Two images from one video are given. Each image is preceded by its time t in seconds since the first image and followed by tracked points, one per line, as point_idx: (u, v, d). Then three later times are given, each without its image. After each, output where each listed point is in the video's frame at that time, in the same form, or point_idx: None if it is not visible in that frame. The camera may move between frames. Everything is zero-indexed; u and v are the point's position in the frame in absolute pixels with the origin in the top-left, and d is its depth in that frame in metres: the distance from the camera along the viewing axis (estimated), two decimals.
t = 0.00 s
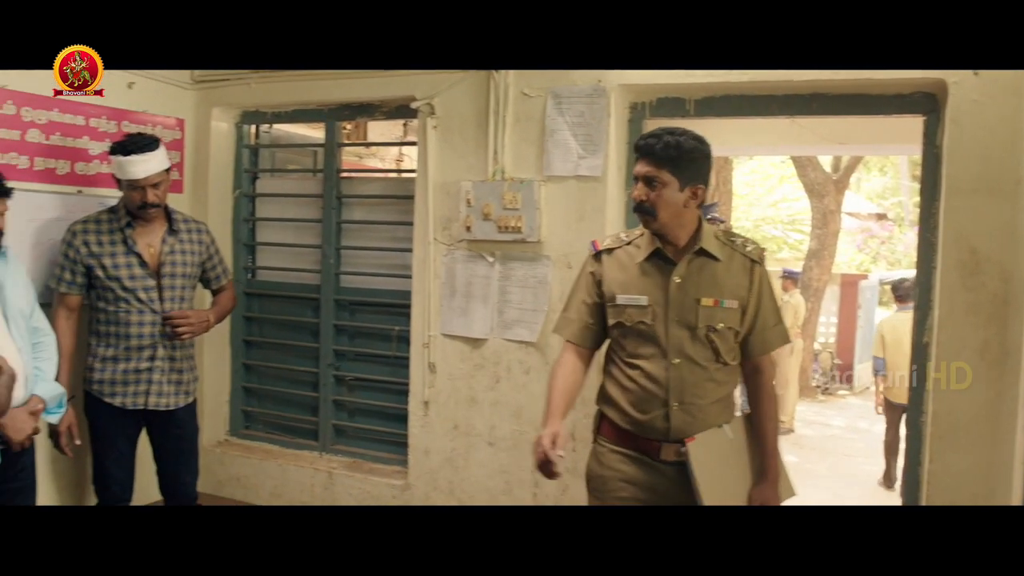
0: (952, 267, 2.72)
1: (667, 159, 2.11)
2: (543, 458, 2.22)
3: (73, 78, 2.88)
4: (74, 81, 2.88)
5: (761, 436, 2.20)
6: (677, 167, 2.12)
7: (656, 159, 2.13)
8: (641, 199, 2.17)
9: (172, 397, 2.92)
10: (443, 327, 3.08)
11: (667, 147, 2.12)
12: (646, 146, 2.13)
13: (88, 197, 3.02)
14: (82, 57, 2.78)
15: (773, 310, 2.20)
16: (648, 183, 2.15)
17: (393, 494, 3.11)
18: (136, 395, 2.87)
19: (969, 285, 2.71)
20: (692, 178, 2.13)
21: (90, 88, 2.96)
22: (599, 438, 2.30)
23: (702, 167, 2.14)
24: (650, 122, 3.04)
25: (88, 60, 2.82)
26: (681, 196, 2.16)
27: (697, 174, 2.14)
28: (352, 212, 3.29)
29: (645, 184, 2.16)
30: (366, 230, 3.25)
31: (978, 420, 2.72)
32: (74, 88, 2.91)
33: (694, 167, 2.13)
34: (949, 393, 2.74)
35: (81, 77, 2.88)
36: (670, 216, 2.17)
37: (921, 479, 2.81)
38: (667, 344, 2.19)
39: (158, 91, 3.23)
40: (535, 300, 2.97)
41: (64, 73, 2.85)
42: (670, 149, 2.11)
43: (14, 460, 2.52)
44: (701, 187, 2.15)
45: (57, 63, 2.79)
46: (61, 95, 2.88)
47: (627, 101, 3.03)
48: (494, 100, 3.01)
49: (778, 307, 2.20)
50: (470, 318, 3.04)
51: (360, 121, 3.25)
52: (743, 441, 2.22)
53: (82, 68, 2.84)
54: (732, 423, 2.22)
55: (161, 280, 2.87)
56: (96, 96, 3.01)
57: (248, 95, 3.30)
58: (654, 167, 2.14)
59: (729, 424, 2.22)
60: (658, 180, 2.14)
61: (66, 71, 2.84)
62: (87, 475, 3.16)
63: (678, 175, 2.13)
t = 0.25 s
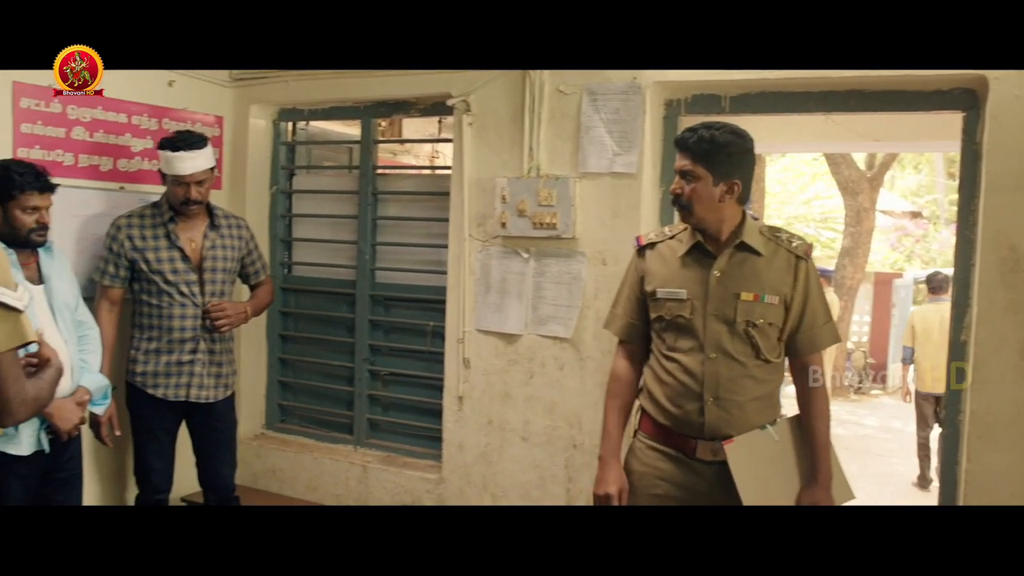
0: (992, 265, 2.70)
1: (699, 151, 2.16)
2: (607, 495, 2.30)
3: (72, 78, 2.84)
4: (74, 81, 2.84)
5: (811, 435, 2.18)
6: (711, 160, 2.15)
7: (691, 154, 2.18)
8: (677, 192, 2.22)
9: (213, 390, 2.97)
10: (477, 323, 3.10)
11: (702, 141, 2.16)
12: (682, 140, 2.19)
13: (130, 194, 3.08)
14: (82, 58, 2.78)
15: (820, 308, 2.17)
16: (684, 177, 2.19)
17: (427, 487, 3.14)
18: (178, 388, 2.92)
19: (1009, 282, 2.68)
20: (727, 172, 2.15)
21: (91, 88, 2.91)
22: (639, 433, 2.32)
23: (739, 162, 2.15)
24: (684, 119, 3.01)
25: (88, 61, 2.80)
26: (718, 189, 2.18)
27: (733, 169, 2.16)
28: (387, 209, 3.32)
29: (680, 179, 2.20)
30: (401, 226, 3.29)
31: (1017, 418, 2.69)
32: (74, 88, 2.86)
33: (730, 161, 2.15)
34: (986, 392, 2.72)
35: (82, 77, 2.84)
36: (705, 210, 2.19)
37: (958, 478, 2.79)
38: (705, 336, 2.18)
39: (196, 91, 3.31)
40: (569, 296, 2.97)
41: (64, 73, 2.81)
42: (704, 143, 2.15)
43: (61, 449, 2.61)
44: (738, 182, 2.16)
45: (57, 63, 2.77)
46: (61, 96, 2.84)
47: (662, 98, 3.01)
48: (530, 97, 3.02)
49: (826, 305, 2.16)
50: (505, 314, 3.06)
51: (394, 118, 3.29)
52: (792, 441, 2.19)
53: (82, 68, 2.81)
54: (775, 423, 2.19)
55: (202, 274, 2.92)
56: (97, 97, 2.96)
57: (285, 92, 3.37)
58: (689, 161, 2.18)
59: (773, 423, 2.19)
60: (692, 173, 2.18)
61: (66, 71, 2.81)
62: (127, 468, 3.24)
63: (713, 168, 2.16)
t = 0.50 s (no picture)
0: None
1: (712, 150, 2.06)
2: (624, 484, 2.36)
3: (72, 78, 2.77)
4: (74, 81, 2.77)
5: (832, 436, 2.02)
6: (723, 159, 2.04)
7: (703, 152, 2.09)
8: (693, 191, 2.13)
9: (243, 388, 2.99)
10: (504, 321, 3.12)
11: (714, 139, 2.07)
12: (696, 138, 2.10)
13: (161, 194, 3.14)
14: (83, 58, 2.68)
15: (844, 305, 2.02)
16: (698, 175, 2.11)
17: (454, 484, 3.17)
18: (209, 385, 2.95)
19: None
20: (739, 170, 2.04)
21: (91, 88, 2.85)
22: (661, 430, 2.27)
23: (753, 158, 2.04)
24: (710, 117, 3.00)
25: (89, 61, 2.72)
26: (732, 188, 2.07)
27: (747, 165, 2.05)
28: (414, 208, 3.36)
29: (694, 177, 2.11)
30: (429, 225, 3.32)
31: None
32: (74, 88, 2.79)
33: (743, 158, 2.04)
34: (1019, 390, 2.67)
35: (82, 77, 2.77)
36: (719, 208, 2.09)
37: (989, 477, 2.75)
38: (721, 333, 2.10)
39: (224, 92, 3.36)
40: (596, 294, 2.97)
41: (64, 73, 2.74)
42: (715, 141, 2.06)
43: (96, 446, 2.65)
44: (752, 178, 2.06)
45: (57, 63, 2.70)
46: (61, 95, 2.78)
47: (688, 96, 3.01)
48: (557, 95, 3.01)
49: (849, 302, 2.02)
50: (532, 312, 3.07)
51: (420, 117, 3.32)
52: (812, 441, 2.03)
53: (82, 69, 2.73)
54: (796, 425, 2.04)
55: (234, 272, 2.96)
56: (97, 96, 2.89)
57: (312, 92, 3.40)
58: (703, 160, 2.09)
59: (793, 423, 2.05)
60: (704, 171, 2.09)
61: (66, 71, 2.74)
62: (159, 464, 3.29)
63: (725, 166, 2.06)
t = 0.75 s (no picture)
0: None
1: (715, 147, 2.03)
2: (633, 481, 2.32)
3: (72, 78, 2.72)
4: (74, 81, 2.73)
5: (839, 432, 1.97)
6: (727, 156, 2.02)
7: (706, 150, 2.06)
8: (697, 188, 2.10)
9: (261, 388, 3.00)
10: (520, 320, 3.12)
11: (717, 137, 2.04)
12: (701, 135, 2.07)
13: (178, 196, 3.16)
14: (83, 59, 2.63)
15: (850, 299, 1.98)
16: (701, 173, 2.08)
17: (471, 484, 3.18)
18: (226, 385, 2.96)
19: None
20: (741, 168, 2.01)
21: (91, 88, 2.81)
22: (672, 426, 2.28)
23: (755, 156, 2.01)
24: (726, 115, 2.99)
25: (89, 62, 2.67)
26: (735, 185, 2.04)
27: (749, 163, 2.01)
28: (430, 208, 3.37)
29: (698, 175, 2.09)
30: (445, 225, 3.33)
31: None
32: (74, 88, 2.76)
33: (745, 157, 2.01)
34: None
35: (82, 77, 2.72)
36: (721, 207, 2.07)
37: (1010, 475, 2.72)
38: (726, 331, 2.10)
39: (240, 94, 3.39)
40: (612, 293, 2.96)
41: (64, 73, 2.70)
42: (718, 139, 2.03)
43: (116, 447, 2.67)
44: (755, 177, 2.02)
45: (57, 63, 2.65)
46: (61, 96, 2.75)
47: (704, 95, 3.00)
48: (572, 95, 3.01)
49: (855, 296, 1.98)
50: (548, 311, 3.07)
51: (435, 117, 3.34)
52: (819, 438, 1.99)
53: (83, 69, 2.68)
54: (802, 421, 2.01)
55: (252, 273, 2.97)
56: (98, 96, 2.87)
57: (329, 93, 3.43)
58: (705, 157, 2.07)
59: (801, 419, 2.01)
60: (707, 169, 2.06)
61: (67, 71, 2.70)
62: (178, 465, 3.31)
63: (728, 165, 2.03)
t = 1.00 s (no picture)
0: None
1: (728, 145, 2.01)
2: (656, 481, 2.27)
3: (72, 78, 2.69)
4: (74, 81, 2.69)
5: (853, 430, 1.95)
6: (740, 153, 2.00)
7: (717, 148, 2.05)
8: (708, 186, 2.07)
9: (280, 388, 3.01)
10: (537, 320, 3.12)
11: (729, 135, 2.02)
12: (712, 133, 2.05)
13: (196, 196, 3.17)
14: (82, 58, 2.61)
15: (862, 296, 1.97)
16: (712, 171, 2.06)
17: (488, 484, 3.19)
18: (245, 386, 2.97)
19: None
20: (753, 167, 2.00)
21: (91, 88, 2.77)
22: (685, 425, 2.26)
23: (767, 154, 2.00)
24: (744, 113, 2.96)
25: (89, 60, 2.64)
26: (747, 183, 2.02)
27: (762, 161, 2.00)
28: (447, 208, 3.38)
29: (709, 174, 2.07)
30: (462, 225, 3.34)
31: None
32: (74, 88, 2.71)
33: (757, 155, 1.99)
34: None
35: (82, 77, 2.69)
36: (733, 205, 2.05)
37: None
38: (736, 328, 2.09)
39: (256, 95, 3.41)
40: (629, 292, 2.94)
41: (64, 73, 2.66)
42: (730, 137, 2.01)
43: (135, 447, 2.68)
44: (767, 175, 2.01)
45: (57, 63, 2.61)
46: (61, 96, 2.71)
47: (722, 92, 2.98)
48: (588, 94, 3.00)
49: (865, 292, 1.97)
50: (565, 311, 3.07)
51: (451, 117, 3.35)
52: (832, 435, 1.98)
53: (82, 68, 2.65)
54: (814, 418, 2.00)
55: (271, 273, 2.99)
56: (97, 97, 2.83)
57: (345, 94, 3.45)
58: (717, 156, 2.05)
59: (814, 416, 2.02)
60: (719, 167, 2.04)
61: (66, 71, 2.66)
62: (195, 466, 3.32)
63: (740, 163, 2.01)
